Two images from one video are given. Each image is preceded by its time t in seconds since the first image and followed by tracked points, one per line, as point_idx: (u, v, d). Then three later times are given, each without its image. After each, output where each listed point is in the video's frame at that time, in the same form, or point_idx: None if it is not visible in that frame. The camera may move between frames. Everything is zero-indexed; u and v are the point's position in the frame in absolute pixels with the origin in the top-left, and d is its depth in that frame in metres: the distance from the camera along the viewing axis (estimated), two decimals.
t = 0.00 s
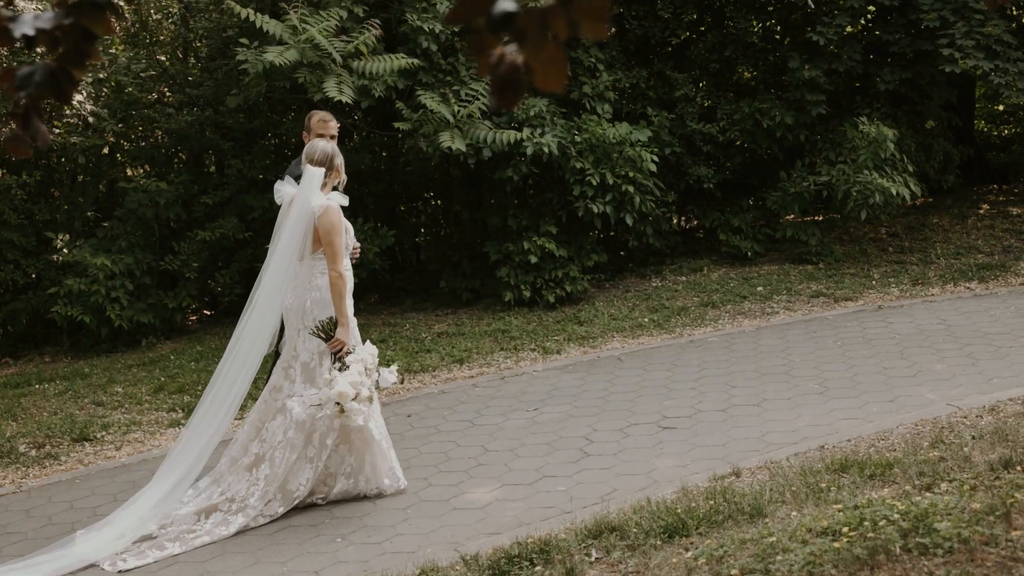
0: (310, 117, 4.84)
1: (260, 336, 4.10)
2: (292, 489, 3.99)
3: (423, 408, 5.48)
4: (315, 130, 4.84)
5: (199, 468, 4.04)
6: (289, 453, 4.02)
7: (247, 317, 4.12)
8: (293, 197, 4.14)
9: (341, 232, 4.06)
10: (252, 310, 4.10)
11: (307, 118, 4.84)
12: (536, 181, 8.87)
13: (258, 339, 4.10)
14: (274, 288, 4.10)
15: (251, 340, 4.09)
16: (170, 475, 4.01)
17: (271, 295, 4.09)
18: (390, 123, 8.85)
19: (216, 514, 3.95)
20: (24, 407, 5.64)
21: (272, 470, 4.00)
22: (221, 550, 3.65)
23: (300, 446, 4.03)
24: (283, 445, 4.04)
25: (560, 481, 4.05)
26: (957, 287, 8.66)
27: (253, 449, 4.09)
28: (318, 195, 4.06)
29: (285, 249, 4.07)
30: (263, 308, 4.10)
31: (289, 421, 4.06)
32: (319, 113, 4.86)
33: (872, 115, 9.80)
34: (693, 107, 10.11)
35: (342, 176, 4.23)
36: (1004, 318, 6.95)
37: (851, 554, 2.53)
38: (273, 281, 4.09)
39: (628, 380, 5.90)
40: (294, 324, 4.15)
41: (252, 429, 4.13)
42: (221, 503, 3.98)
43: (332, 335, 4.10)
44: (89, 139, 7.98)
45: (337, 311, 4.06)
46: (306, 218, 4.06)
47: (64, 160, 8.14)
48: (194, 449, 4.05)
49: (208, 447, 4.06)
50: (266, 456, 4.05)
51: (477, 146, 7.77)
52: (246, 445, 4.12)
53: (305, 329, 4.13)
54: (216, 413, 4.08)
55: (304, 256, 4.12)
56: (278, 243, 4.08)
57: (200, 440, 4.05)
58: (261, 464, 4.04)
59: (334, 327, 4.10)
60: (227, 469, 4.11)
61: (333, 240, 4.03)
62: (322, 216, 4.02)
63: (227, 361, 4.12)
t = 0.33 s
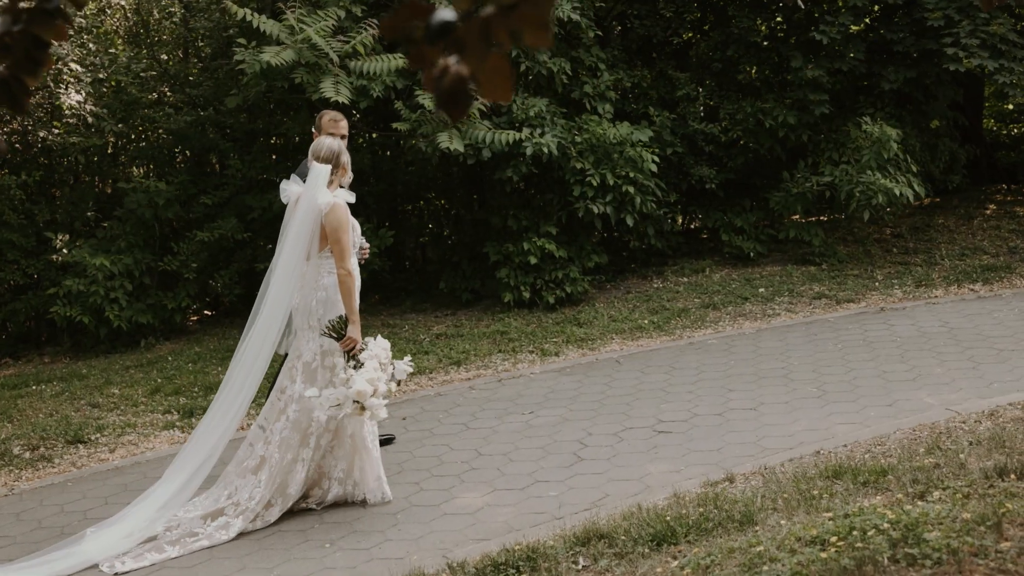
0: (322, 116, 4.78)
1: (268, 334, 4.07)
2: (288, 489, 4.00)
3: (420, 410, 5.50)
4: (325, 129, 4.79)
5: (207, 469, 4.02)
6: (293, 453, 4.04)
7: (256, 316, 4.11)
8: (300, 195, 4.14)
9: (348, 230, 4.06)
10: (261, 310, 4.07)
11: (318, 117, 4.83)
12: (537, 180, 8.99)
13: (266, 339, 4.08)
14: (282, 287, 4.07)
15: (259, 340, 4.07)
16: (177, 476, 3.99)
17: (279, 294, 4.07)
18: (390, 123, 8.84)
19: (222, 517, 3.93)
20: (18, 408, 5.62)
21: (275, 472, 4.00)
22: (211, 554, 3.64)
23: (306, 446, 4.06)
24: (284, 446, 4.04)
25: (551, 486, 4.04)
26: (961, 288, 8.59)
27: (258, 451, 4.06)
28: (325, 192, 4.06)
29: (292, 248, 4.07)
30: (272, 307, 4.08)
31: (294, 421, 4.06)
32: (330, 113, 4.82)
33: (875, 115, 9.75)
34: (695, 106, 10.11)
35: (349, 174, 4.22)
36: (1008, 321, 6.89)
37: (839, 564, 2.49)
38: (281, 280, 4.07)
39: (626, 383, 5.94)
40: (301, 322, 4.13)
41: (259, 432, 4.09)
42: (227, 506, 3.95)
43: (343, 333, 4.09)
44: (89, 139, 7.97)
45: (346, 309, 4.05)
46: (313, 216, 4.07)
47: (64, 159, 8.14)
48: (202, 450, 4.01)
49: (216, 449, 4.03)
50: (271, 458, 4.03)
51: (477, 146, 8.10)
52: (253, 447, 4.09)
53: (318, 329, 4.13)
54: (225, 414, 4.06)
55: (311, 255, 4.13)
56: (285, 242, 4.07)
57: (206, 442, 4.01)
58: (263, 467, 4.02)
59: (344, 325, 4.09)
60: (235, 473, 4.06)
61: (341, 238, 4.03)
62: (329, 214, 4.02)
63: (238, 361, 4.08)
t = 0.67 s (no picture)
0: (334, 113, 4.77)
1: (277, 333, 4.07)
2: (284, 489, 3.96)
3: (418, 414, 5.49)
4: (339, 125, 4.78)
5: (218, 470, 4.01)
6: (294, 454, 4.02)
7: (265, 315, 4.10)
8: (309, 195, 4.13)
9: (357, 230, 4.05)
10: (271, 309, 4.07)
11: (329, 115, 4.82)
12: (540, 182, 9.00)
13: (276, 338, 4.08)
14: (292, 286, 4.07)
15: (270, 340, 4.06)
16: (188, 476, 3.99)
17: (289, 294, 4.07)
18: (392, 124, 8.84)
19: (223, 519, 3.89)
20: (17, 411, 5.61)
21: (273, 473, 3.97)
22: (203, 560, 3.63)
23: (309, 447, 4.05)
24: (283, 447, 4.02)
25: (546, 492, 4.02)
26: (967, 291, 8.51)
27: (262, 453, 4.01)
28: (334, 192, 4.03)
29: (302, 247, 4.07)
30: (280, 306, 4.07)
31: (294, 421, 4.05)
32: (343, 109, 4.80)
33: (882, 116, 9.68)
34: (699, 107, 10.08)
35: (357, 173, 4.19)
36: (1013, 325, 6.82)
37: None
38: (291, 279, 4.07)
39: (625, 387, 5.92)
40: (309, 323, 4.15)
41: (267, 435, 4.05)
42: (227, 508, 3.90)
43: (357, 334, 4.02)
44: (92, 140, 7.99)
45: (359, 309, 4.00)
46: (322, 216, 4.05)
47: (68, 161, 8.17)
48: (215, 451, 4.02)
49: (228, 450, 4.02)
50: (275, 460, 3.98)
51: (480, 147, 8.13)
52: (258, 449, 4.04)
53: (327, 330, 4.12)
54: (235, 415, 4.04)
55: (320, 255, 4.12)
56: (295, 241, 4.07)
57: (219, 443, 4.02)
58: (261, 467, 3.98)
59: (358, 326, 4.03)
60: (241, 474, 4.02)
61: (351, 238, 4.02)
62: (339, 214, 4.00)
63: (249, 361, 4.07)
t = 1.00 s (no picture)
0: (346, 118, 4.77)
1: (289, 340, 4.06)
2: (288, 497, 3.98)
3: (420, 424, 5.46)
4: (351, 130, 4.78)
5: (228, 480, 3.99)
6: (302, 462, 4.04)
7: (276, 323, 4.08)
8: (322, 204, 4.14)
9: (372, 240, 4.08)
10: (282, 316, 4.06)
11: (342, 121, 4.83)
12: (547, 191, 9.02)
13: (287, 348, 4.06)
14: (306, 294, 4.07)
15: (281, 348, 4.05)
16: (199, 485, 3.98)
17: (301, 302, 4.07)
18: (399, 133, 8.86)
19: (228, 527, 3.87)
20: (20, 420, 5.62)
21: (279, 480, 3.98)
22: (199, 573, 3.62)
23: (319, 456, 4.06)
24: (288, 456, 4.04)
25: (545, 505, 3.98)
26: (979, 302, 8.41)
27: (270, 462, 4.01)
28: (348, 202, 4.05)
29: (314, 255, 4.08)
30: (291, 314, 4.06)
31: (302, 430, 4.08)
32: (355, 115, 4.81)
33: (892, 124, 9.62)
34: (708, 115, 10.03)
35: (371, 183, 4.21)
36: None
37: None
38: (303, 287, 4.06)
39: (629, 399, 5.87)
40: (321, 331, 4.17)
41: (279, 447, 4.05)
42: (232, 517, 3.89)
43: (373, 343, 4.10)
44: (99, 149, 8.02)
45: (375, 319, 4.07)
46: (337, 225, 4.06)
47: (75, 169, 8.21)
48: (225, 461, 3.99)
49: (237, 460, 4.00)
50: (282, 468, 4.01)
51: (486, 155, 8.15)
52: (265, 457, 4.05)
53: (340, 339, 4.14)
54: (246, 425, 4.02)
55: (334, 264, 4.13)
56: (308, 249, 4.08)
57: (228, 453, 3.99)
58: (267, 476, 3.98)
59: (373, 335, 4.11)
60: (250, 484, 4.00)
61: (366, 247, 4.06)
62: (354, 223, 4.04)
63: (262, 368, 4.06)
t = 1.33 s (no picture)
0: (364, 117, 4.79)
1: (303, 341, 4.05)
2: (300, 497, 3.96)
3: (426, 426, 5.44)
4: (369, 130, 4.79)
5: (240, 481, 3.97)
6: (315, 463, 4.03)
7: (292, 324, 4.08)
8: (341, 205, 4.12)
9: (390, 241, 4.06)
10: (298, 316, 4.05)
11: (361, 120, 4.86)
12: (557, 192, 9.00)
13: (302, 349, 4.06)
14: (323, 295, 4.06)
15: (295, 350, 4.04)
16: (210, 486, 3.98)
17: (316, 302, 4.06)
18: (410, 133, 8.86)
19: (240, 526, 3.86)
20: (28, 420, 5.64)
21: (293, 482, 3.96)
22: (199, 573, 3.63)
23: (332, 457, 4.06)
24: (300, 456, 4.02)
25: (548, 509, 3.94)
26: (995, 304, 8.30)
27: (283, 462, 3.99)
28: (367, 203, 4.04)
29: (330, 255, 4.06)
30: (306, 315, 4.06)
31: (316, 431, 4.05)
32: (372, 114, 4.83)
33: (907, 124, 9.53)
34: (721, 115, 9.96)
35: (390, 184, 4.19)
36: None
37: None
38: (321, 288, 4.05)
39: (637, 401, 5.82)
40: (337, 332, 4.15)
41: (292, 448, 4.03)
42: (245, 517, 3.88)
43: (390, 345, 4.08)
44: (110, 149, 8.15)
45: (392, 320, 4.06)
46: (355, 226, 4.05)
47: (85, 170, 8.30)
48: (235, 462, 3.98)
49: (249, 461, 3.99)
50: (295, 469, 3.99)
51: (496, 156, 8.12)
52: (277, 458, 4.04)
53: (356, 341, 4.14)
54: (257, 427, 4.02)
55: (351, 265, 4.11)
56: (326, 249, 4.06)
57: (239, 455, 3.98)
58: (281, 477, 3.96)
59: (391, 337, 4.09)
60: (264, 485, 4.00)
61: (384, 248, 4.03)
62: (371, 224, 4.02)
63: (276, 367, 4.06)
